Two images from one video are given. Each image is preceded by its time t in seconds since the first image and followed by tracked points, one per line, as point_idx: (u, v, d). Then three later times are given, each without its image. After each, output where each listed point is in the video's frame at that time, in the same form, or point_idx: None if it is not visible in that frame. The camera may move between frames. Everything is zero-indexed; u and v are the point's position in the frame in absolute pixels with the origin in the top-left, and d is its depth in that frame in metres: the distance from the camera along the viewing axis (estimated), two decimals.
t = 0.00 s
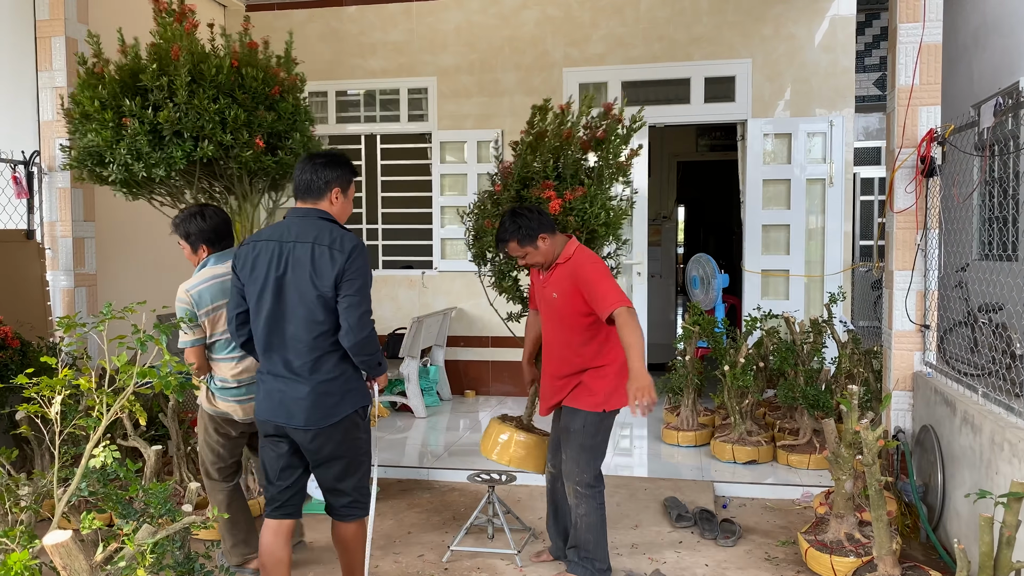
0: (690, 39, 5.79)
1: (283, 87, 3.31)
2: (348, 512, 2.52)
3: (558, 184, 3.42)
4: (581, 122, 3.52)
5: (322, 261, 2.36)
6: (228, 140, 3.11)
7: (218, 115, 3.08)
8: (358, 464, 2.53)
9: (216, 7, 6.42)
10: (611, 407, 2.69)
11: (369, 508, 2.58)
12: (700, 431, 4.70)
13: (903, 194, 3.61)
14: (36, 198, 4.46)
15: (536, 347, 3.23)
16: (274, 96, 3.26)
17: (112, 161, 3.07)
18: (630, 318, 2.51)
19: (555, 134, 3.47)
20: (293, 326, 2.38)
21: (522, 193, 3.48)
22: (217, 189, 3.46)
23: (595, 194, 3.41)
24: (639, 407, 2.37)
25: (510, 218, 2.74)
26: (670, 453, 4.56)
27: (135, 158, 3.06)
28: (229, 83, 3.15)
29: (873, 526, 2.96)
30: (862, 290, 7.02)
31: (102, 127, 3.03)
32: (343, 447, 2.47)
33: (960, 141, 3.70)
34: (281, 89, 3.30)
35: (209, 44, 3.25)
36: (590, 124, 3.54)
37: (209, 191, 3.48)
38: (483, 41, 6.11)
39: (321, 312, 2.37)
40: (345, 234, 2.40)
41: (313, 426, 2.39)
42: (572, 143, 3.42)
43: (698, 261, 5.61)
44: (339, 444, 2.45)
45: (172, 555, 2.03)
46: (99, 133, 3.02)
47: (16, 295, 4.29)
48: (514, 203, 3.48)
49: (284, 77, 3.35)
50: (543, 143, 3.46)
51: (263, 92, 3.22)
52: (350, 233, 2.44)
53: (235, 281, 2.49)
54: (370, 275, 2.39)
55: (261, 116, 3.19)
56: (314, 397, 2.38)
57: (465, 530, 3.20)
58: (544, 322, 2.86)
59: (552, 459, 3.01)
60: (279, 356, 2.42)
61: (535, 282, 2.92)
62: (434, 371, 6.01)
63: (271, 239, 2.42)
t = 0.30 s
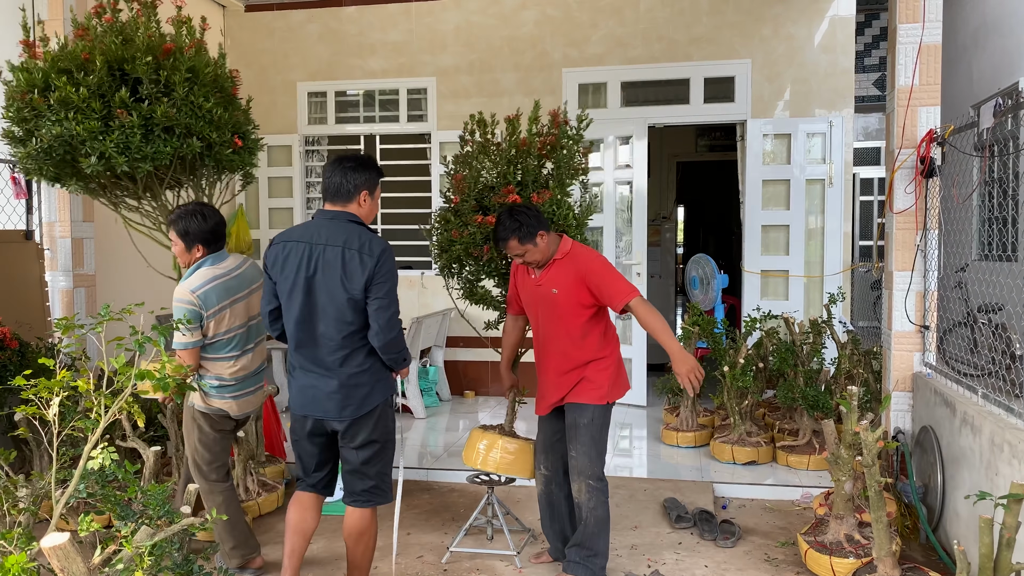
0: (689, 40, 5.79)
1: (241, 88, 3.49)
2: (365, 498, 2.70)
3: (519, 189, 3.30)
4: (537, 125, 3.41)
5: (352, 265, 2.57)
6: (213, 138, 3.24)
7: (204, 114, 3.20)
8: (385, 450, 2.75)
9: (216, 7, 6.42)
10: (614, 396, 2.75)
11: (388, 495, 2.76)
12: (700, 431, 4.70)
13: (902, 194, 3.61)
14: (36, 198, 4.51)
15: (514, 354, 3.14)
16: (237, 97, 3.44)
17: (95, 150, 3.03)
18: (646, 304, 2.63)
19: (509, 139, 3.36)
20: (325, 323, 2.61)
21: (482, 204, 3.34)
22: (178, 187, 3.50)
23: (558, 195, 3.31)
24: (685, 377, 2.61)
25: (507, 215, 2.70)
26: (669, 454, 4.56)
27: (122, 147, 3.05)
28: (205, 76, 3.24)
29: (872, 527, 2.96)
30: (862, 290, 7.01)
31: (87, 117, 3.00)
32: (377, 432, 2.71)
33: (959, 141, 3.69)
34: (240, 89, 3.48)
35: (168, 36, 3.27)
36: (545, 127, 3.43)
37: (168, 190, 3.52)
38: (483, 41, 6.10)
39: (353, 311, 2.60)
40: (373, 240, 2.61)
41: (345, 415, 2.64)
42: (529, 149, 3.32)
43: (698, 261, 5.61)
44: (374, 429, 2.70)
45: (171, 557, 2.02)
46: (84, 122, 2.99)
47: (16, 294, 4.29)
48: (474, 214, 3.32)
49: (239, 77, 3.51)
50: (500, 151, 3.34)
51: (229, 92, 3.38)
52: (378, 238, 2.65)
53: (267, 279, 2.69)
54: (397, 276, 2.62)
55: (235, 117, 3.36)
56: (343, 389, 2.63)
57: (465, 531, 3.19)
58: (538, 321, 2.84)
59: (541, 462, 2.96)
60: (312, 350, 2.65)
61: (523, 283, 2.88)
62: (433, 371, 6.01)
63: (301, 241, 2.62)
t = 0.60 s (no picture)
0: (690, 40, 5.78)
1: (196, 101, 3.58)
2: (365, 492, 2.69)
3: (500, 194, 3.15)
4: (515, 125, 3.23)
5: (352, 267, 2.57)
6: (186, 152, 3.34)
7: (179, 130, 3.29)
8: (387, 445, 2.73)
9: (216, 7, 6.41)
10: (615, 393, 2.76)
11: (388, 489, 2.73)
12: (701, 432, 4.69)
13: (904, 195, 3.60)
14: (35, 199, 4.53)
15: (503, 359, 3.11)
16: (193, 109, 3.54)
17: (81, 156, 3.04)
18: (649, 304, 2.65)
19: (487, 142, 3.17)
20: (328, 322, 2.63)
21: (461, 210, 3.17)
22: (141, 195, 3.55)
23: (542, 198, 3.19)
24: (694, 371, 2.65)
25: (506, 223, 2.61)
26: (670, 454, 4.55)
27: (110, 154, 3.07)
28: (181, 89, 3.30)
29: (875, 528, 2.94)
30: (862, 291, 7.00)
31: (74, 123, 3.01)
32: (379, 427, 2.70)
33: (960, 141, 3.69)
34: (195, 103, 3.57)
35: (142, 46, 3.30)
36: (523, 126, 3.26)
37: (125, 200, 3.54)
38: (483, 41, 6.09)
39: (355, 310, 2.60)
40: (375, 241, 2.60)
41: (348, 410, 2.66)
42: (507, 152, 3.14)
43: (698, 262, 5.61)
44: (375, 425, 2.69)
45: (171, 559, 2.02)
46: (72, 128, 3.00)
47: (15, 293, 4.26)
48: (455, 223, 3.14)
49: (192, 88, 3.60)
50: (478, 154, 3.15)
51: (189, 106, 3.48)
52: (380, 239, 2.63)
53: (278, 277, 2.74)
54: (399, 276, 2.61)
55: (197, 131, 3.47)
56: (345, 384, 2.65)
57: (466, 533, 3.18)
58: (538, 323, 2.81)
59: (541, 462, 2.94)
60: (316, 347, 2.68)
61: (519, 286, 2.84)
62: (433, 371, 6.00)
63: (307, 241, 2.65)
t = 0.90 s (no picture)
0: (693, 39, 5.76)
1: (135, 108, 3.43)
2: (358, 488, 2.71)
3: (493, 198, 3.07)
4: (505, 125, 3.15)
5: (330, 265, 2.63)
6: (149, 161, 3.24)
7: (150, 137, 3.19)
8: (376, 442, 2.75)
9: (217, 6, 6.40)
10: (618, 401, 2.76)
11: (380, 486, 2.76)
12: (705, 433, 4.67)
13: (910, 196, 3.59)
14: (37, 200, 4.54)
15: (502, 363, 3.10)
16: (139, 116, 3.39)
17: (71, 159, 2.84)
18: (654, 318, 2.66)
19: (477, 145, 3.08)
20: (314, 319, 2.70)
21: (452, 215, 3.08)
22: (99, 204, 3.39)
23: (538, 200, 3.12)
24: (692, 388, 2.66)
25: (509, 240, 2.57)
26: (674, 456, 4.53)
27: (98, 160, 2.89)
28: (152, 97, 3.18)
29: (882, 531, 2.93)
30: (864, 292, 6.99)
31: (68, 125, 2.81)
32: (364, 424, 2.72)
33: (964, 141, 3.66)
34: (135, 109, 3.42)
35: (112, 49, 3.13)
36: (512, 126, 3.18)
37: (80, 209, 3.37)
38: (485, 41, 6.08)
39: (336, 308, 2.65)
40: (353, 240, 2.63)
41: (333, 405, 2.71)
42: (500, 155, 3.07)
43: (701, 262, 5.59)
44: (360, 422, 2.71)
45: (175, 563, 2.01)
46: (66, 130, 2.79)
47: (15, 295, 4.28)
48: (449, 230, 3.05)
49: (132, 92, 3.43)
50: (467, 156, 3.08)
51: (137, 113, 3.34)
52: (360, 238, 2.66)
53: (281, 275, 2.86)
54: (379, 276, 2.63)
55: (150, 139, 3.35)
56: (330, 380, 2.71)
57: (469, 535, 3.16)
58: (540, 334, 2.78)
59: (545, 463, 2.91)
60: (305, 343, 2.75)
61: (521, 295, 2.82)
62: (435, 372, 5.98)
63: (295, 243, 2.73)
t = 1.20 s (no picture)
0: (698, 41, 5.74)
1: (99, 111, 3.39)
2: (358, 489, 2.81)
3: (490, 208, 3.04)
4: (494, 130, 3.10)
5: (310, 273, 2.72)
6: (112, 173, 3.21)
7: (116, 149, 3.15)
8: (366, 444, 2.81)
9: (220, 8, 6.39)
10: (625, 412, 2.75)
11: (382, 485, 2.82)
12: (711, 437, 4.65)
13: (918, 199, 3.58)
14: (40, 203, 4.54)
15: (505, 369, 3.11)
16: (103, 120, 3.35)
17: (36, 172, 2.79)
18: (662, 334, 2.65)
19: (471, 155, 3.04)
20: (300, 323, 2.81)
21: (450, 227, 3.04)
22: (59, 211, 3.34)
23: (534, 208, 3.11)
24: (686, 414, 2.63)
25: (518, 261, 2.53)
26: (680, 459, 4.51)
27: (64, 175, 2.85)
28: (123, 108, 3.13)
29: (892, 537, 2.91)
30: (868, 293, 6.97)
31: (37, 138, 2.76)
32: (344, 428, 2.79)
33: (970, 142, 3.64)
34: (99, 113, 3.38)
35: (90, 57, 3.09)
36: (501, 131, 3.13)
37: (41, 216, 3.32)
38: (490, 42, 6.06)
39: (316, 315, 2.75)
40: (332, 250, 2.70)
41: (315, 407, 2.81)
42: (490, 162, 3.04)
43: (706, 265, 5.58)
44: (342, 425, 2.79)
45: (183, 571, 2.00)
46: (35, 143, 2.74)
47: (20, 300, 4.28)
48: (450, 243, 3.02)
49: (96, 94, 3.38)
50: (462, 167, 3.02)
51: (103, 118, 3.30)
52: (341, 248, 2.73)
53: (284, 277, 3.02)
54: (359, 284, 2.68)
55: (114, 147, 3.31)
56: (312, 382, 2.80)
57: (476, 540, 3.15)
58: (548, 345, 2.77)
59: (553, 471, 2.89)
60: (294, 345, 2.88)
61: (531, 307, 2.80)
62: (438, 375, 5.97)
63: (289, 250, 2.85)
